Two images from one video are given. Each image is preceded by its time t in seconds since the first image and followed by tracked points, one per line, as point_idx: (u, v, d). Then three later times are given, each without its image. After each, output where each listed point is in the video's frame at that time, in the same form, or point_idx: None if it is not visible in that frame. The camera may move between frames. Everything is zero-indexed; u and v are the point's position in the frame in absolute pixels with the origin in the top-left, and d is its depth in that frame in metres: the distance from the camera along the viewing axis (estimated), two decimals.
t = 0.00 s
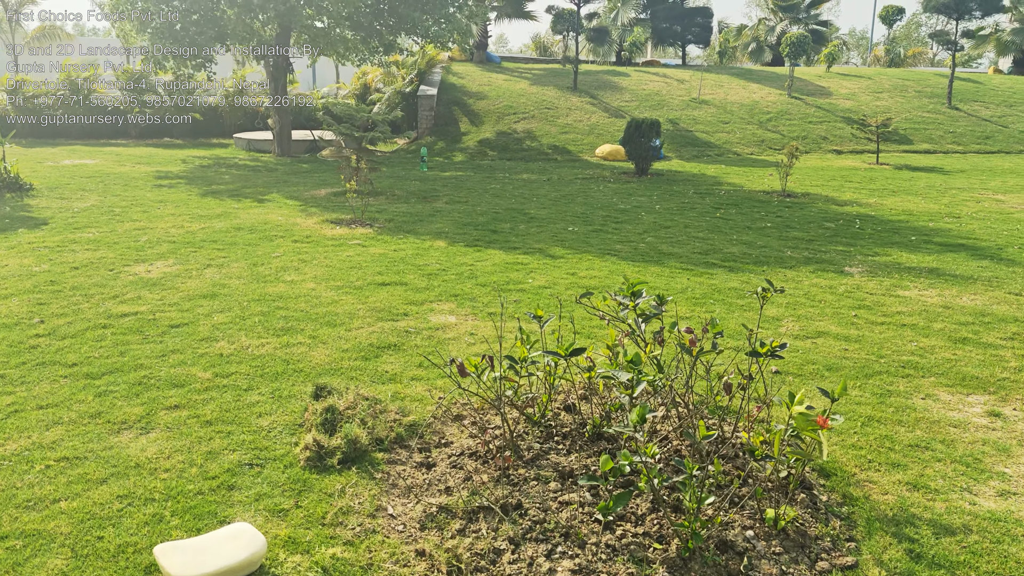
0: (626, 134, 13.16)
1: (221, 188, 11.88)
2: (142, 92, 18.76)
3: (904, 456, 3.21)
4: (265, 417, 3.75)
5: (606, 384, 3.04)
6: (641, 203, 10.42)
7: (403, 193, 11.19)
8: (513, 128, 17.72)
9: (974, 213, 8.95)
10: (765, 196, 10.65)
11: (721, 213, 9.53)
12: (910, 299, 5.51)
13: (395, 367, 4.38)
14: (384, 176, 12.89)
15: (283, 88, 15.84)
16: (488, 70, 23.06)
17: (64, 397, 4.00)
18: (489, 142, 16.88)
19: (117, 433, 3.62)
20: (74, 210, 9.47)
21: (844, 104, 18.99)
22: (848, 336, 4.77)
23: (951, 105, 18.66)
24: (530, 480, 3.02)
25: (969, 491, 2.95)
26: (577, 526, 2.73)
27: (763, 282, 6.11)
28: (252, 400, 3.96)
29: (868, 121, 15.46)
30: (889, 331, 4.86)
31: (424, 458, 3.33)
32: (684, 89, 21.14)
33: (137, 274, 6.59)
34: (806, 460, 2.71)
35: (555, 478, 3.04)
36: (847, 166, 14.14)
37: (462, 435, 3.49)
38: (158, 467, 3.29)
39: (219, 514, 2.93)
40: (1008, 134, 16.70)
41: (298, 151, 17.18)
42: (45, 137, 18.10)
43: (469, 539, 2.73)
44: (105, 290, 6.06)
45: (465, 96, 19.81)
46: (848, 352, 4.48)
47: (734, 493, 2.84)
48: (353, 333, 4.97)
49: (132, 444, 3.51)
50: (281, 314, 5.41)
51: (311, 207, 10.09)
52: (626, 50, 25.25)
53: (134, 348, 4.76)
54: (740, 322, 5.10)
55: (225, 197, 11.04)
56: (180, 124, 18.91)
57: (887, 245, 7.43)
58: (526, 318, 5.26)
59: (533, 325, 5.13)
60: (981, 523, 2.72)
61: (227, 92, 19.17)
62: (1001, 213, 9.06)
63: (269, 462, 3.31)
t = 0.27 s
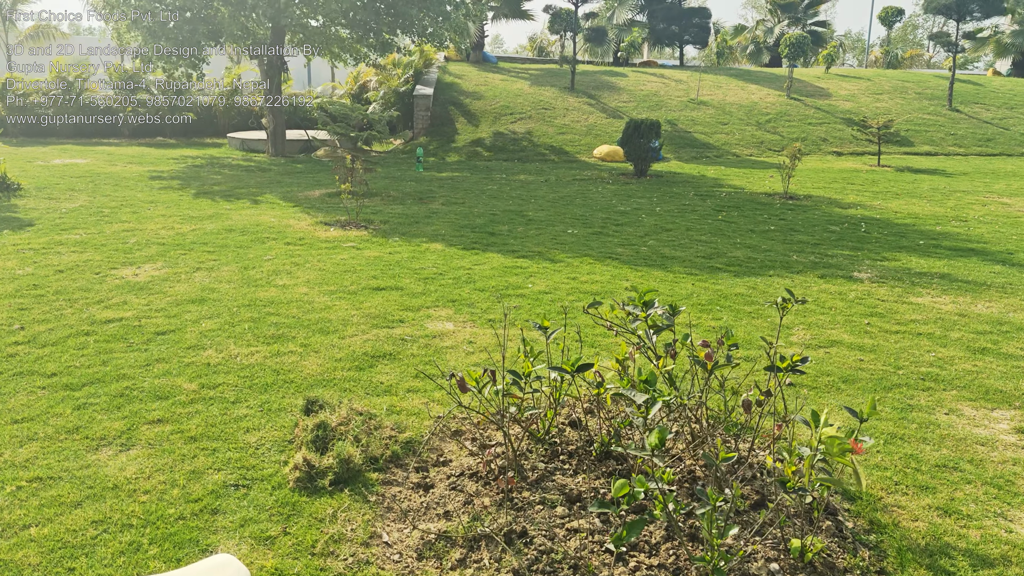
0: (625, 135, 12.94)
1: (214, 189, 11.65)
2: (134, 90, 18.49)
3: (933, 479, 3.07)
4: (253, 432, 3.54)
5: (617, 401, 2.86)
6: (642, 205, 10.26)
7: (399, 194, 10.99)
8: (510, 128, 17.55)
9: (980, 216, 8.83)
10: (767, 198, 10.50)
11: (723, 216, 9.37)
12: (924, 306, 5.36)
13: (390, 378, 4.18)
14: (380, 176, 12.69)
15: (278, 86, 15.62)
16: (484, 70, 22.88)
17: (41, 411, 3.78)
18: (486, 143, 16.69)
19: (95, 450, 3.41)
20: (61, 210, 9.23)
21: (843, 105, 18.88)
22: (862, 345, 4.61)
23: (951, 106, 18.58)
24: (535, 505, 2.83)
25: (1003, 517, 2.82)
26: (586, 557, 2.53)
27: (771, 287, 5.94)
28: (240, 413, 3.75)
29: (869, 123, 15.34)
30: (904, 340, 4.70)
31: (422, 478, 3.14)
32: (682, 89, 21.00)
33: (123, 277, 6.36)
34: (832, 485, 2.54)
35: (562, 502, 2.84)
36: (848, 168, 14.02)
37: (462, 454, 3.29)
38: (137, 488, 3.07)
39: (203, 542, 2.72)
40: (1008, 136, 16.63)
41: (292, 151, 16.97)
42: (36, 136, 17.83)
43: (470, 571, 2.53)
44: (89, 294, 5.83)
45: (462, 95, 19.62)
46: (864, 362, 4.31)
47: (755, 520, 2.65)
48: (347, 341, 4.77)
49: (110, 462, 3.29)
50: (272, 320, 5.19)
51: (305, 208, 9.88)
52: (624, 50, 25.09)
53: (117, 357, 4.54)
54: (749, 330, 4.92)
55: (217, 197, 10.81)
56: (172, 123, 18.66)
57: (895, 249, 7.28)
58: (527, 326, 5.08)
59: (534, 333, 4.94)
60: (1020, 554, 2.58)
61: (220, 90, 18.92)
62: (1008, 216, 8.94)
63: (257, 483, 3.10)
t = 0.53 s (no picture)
0: (628, 138, 12.79)
1: (210, 193, 11.46)
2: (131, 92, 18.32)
3: (968, 511, 2.90)
4: (246, 459, 3.35)
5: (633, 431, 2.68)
6: (646, 210, 10.10)
7: (399, 199, 10.81)
8: (511, 131, 17.38)
9: (991, 223, 8.69)
10: (773, 204, 10.35)
11: (729, 222, 9.21)
12: (942, 320, 5.19)
13: (391, 398, 3.99)
14: (379, 180, 12.52)
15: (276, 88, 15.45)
16: (484, 72, 22.72)
17: (24, 434, 3.59)
18: (486, 146, 16.52)
19: (79, 479, 3.21)
20: (54, 216, 9.04)
21: (846, 108, 18.77)
22: (882, 362, 4.43)
23: (955, 110, 18.48)
24: (548, 544, 2.64)
25: None
26: None
27: (783, 299, 5.77)
28: (233, 437, 3.56)
29: (873, 127, 15.22)
30: (925, 356, 4.53)
31: (426, 512, 2.95)
32: (684, 92, 20.87)
33: (115, 288, 6.16)
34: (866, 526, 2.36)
35: (576, 541, 2.66)
36: (853, 172, 13.89)
37: (468, 485, 3.10)
38: (123, 523, 2.88)
39: None
40: (1013, 141, 16.54)
41: (289, 154, 16.79)
42: (31, 137, 17.63)
43: None
44: (78, 306, 5.63)
45: (462, 98, 19.46)
46: (886, 381, 4.14)
47: (785, 564, 2.46)
48: (346, 357, 4.58)
49: (94, 493, 3.09)
50: (268, 335, 5.00)
51: (303, 214, 9.70)
52: (625, 52, 24.96)
53: (105, 375, 4.35)
54: (763, 345, 4.75)
55: (214, 202, 10.62)
56: (169, 124, 18.48)
57: (907, 258, 7.13)
58: (532, 341, 4.90)
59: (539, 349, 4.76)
60: None
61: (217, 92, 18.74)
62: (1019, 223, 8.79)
63: (250, 517, 2.91)
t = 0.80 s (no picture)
0: (634, 142, 12.68)
1: (209, 197, 11.29)
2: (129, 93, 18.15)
3: (1014, 542, 2.73)
4: (247, 483, 3.18)
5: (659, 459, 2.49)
6: (652, 216, 9.95)
7: (401, 204, 10.65)
8: (513, 135, 17.24)
9: (1005, 230, 8.56)
10: (782, 209, 10.22)
11: (737, 229, 9.07)
12: (965, 331, 5.04)
13: (398, 415, 3.82)
14: (380, 184, 12.36)
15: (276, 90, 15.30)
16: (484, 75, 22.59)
17: (13, 456, 3.41)
18: (488, 149, 16.38)
19: (71, 506, 3.04)
20: (49, 220, 8.86)
21: (851, 112, 18.67)
22: (907, 377, 4.26)
23: (961, 114, 18.38)
24: None
25: None
26: None
27: (799, 309, 5.62)
28: (233, 458, 3.39)
29: (879, 131, 15.11)
30: (951, 370, 4.38)
31: (439, 542, 2.78)
32: (686, 95, 20.75)
33: (110, 296, 5.99)
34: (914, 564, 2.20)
35: None
36: (859, 177, 13.76)
37: (482, 512, 2.93)
38: (116, 555, 2.71)
39: None
40: (1019, 145, 16.47)
41: (289, 157, 16.62)
42: (28, 139, 17.44)
43: None
44: (73, 316, 5.46)
45: (463, 101, 19.32)
46: (913, 396, 3.98)
47: None
48: (350, 371, 4.41)
49: (87, 521, 2.92)
50: (269, 347, 4.83)
51: (303, 219, 9.53)
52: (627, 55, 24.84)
53: (100, 390, 4.17)
54: (782, 358, 4.60)
55: (212, 206, 10.45)
56: (168, 127, 18.32)
57: (922, 266, 6.99)
58: (542, 354, 4.74)
59: (550, 362, 4.61)
60: None
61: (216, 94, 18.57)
62: None
63: (253, 549, 2.74)
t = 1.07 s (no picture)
0: (631, 141, 12.53)
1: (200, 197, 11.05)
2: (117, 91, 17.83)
3: None
4: (249, 503, 3.01)
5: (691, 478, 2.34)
6: (653, 216, 9.82)
7: (398, 203, 10.46)
8: (508, 133, 17.07)
9: (1009, 230, 8.51)
10: (783, 210, 10.13)
11: (740, 229, 8.96)
12: (983, 335, 4.93)
13: (406, 428, 3.65)
14: (375, 184, 12.17)
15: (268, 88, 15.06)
16: (478, 72, 22.39)
17: None
18: (484, 148, 16.20)
19: (62, 529, 2.86)
20: (36, 222, 8.61)
21: (847, 111, 18.64)
22: (929, 384, 4.13)
23: (956, 113, 18.42)
24: None
25: None
26: None
27: (811, 312, 5.50)
28: (233, 475, 3.22)
29: (876, 130, 15.08)
30: (973, 375, 4.25)
31: (456, 567, 2.62)
32: (682, 93, 20.65)
33: (100, 301, 5.78)
34: None
35: None
36: (857, 176, 13.72)
37: (500, 534, 2.77)
38: None
39: None
40: (1014, 145, 16.52)
41: (281, 156, 16.37)
42: (14, 138, 17.14)
43: None
44: (61, 322, 5.25)
45: (457, 99, 19.12)
46: (937, 404, 3.85)
47: None
48: (353, 380, 4.23)
49: (79, 546, 2.74)
50: (267, 354, 4.65)
51: (298, 220, 9.33)
52: (621, 53, 24.73)
53: (91, 402, 3.98)
54: (799, 364, 4.46)
55: (204, 207, 10.22)
56: (158, 125, 18.03)
57: (931, 267, 6.90)
58: (551, 361, 4.59)
59: (560, 369, 4.46)
60: None
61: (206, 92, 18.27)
62: None
63: None
